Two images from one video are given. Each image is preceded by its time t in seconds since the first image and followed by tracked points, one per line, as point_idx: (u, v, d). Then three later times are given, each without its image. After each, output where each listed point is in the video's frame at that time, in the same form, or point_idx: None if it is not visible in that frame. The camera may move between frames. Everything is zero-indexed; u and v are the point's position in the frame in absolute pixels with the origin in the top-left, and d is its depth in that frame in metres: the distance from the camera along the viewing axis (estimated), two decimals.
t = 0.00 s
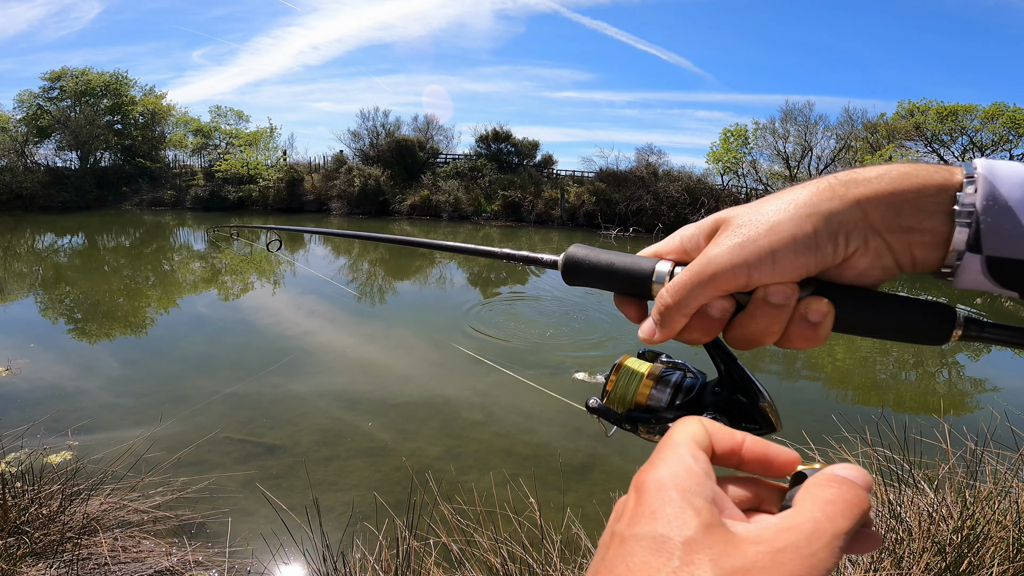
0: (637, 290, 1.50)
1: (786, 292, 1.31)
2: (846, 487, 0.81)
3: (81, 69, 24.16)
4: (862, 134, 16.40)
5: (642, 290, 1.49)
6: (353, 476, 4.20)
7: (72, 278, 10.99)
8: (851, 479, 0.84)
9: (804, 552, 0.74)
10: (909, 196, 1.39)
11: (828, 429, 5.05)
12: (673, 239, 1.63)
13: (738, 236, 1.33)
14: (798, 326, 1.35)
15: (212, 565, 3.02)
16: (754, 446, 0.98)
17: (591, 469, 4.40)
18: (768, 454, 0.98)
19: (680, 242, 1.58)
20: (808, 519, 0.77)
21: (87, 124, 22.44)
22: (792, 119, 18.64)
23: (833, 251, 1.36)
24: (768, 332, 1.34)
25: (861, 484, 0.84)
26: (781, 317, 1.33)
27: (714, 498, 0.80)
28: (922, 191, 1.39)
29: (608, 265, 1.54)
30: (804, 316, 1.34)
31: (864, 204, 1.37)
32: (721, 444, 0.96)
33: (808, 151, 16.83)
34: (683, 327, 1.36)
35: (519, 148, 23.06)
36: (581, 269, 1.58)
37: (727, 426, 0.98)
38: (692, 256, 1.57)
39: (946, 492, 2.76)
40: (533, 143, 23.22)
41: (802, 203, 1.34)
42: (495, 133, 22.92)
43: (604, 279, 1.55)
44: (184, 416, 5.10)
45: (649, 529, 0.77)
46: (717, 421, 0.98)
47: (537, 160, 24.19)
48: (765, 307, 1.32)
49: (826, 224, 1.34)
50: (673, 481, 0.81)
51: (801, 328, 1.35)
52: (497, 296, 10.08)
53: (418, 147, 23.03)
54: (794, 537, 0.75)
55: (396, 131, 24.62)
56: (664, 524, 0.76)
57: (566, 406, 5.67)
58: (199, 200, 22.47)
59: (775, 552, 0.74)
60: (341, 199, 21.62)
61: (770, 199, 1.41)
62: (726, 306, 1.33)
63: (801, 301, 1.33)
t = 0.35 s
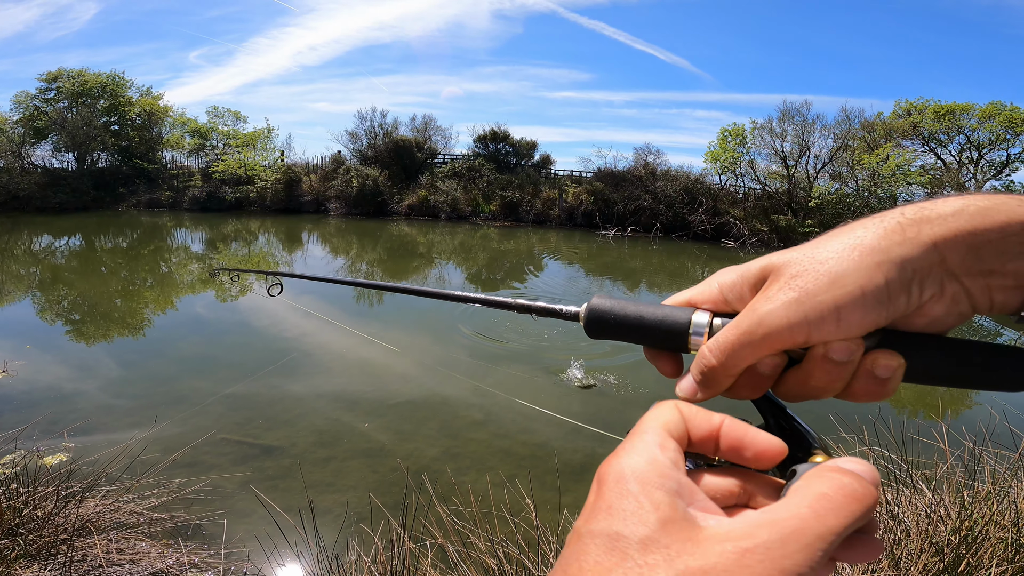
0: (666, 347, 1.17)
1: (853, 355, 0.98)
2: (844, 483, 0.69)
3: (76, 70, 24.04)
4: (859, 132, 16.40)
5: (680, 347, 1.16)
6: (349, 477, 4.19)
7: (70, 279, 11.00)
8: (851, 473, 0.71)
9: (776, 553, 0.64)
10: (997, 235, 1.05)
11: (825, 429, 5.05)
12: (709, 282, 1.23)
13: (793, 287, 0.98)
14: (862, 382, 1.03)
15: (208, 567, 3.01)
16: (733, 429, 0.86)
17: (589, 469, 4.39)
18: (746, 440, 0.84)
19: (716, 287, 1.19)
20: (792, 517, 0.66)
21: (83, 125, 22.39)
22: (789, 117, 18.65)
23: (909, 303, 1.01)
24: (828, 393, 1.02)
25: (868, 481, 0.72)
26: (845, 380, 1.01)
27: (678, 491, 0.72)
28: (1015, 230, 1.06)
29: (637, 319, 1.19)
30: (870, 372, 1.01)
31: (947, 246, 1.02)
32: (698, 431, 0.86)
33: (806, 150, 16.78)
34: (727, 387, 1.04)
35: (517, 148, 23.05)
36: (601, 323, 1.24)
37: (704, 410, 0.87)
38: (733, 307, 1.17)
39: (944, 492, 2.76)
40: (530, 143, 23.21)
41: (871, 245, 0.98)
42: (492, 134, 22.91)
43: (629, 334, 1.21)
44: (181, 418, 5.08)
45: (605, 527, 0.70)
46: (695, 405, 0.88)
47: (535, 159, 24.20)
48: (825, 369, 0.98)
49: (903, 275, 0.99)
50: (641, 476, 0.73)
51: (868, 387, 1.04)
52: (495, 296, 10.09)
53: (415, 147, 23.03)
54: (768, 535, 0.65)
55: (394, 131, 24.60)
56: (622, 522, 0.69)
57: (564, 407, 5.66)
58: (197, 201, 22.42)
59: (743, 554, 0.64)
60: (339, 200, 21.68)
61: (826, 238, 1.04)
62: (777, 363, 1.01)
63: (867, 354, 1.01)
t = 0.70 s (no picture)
0: (659, 338, 1.17)
1: (859, 344, 0.99)
2: (824, 481, 0.69)
3: (74, 71, 23.94)
4: (857, 132, 16.40)
5: (671, 338, 1.16)
6: (349, 478, 4.19)
7: (69, 280, 11.00)
8: (831, 470, 0.71)
9: (752, 554, 0.64)
10: (1014, 217, 1.04)
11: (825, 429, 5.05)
12: (700, 269, 1.24)
13: (798, 275, 0.98)
14: (870, 372, 1.03)
15: (210, 568, 3.01)
16: (714, 422, 0.88)
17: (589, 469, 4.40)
18: (724, 436, 0.86)
19: (709, 273, 1.20)
20: (767, 516, 0.66)
21: (82, 126, 22.37)
22: (788, 117, 18.65)
23: (920, 288, 1.01)
24: (832, 385, 1.03)
25: (848, 478, 0.73)
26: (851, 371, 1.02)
27: (653, 490, 0.72)
28: None
29: (624, 308, 1.18)
30: (879, 362, 1.02)
31: (958, 229, 1.02)
32: (679, 423, 0.88)
33: (805, 149, 16.80)
34: (730, 381, 1.05)
35: (515, 148, 23.05)
36: (589, 314, 1.23)
37: (684, 403, 0.89)
38: (725, 294, 1.19)
39: (945, 493, 2.76)
40: (529, 143, 23.20)
41: (881, 229, 0.98)
42: (491, 134, 22.91)
43: (619, 326, 1.21)
44: (181, 419, 5.08)
45: (577, 527, 0.70)
46: (675, 398, 0.90)
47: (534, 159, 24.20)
48: (832, 356, 1.00)
49: (914, 259, 0.99)
50: (618, 473, 0.74)
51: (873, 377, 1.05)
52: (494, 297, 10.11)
53: (414, 147, 23.01)
54: (744, 536, 0.65)
55: (393, 131, 24.58)
56: (595, 521, 0.69)
57: (563, 408, 5.66)
58: (195, 202, 22.42)
59: (718, 555, 0.64)
60: (338, 201, 21.70)
61: (833, 220, 1.04)
62: (778, 355, 1.02)
63: (875, 344, 1.02)
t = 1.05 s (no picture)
0: (648, 335, 1.19)
1: (857, 339, 1.01)
2: (702, 475, 0.82)
3: (69, 73, 23.78)
4: (852, 132, 16.44)
5: (660, 336, 1.18)
6: (349, 480, 4.19)
7: (64, 284, 10.92)
8: (709, 464, 0.84)
9: (631, 545, 0.77)
10: (1011, 210, 1.06)
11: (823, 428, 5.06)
12: (692, 266, 1.25)
13: (795, 270, 0.99)
14: (868, 369, 1.06)
15: (210, 570, 3.01)
16: (617, 420, 1.09)
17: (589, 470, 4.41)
18: (624, 432, 1.08)
19: (703, 268, 1.21)
20: (647, 508, 0.79)
21: (77, 128, 22.23)
22: (783, 117, 18.70)
23: (919, 282, 1.03)
24: (829, 382, 1.05)
25: (729, 472, 0.85)
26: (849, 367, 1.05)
27: (553, 487, 0.89)
28: None
29: (611, 306, 1.20)
30: (876, 359, 1.04)
31: (957, 222, 1.04)
32: (586, 422, 1.09)
33: (800, 149, 16.88)
34: (725, 379, 1.07)
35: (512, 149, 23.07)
36: (577, 312, 1.24)
37: (588, 406, 1.10)
38: (719, 291, 1.20)
39: (944, 490, 2.78)
40: (526, 144, 23.22)
41: (879, 222, 0.99)
42: (488, 135, 22.90)
43: (606, 325, 1.22)
44: (179, 422, 5.07)
45: (485, 523, 0.86)
46: (585, 400, 1.11)
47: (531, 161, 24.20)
48: (829, 355, 1.02)
49: (914, 253, 1.00)
50: (523, 475, 0.90)
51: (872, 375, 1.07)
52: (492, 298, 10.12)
53: (411, 149, 22.98)
54: (626, 529, 0.78)
55: (389, 133, 24.56)
56: (499, 517, 0.85)
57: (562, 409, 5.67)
58: (191, 205, 22.31)
59: (602, 545, 0.78)
60: (335, 203, 21.63)
61: (832, 214, 1.05)
62: (775, 353, 1.04)
63: (873, 342, 1.04)
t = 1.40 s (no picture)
0: (652, 337, 1.22)
1: (857, 345, 1.02)
2: (656, 482, 0.88)
3: (65, 74, 23.68)
4: (848, 132, 16.52)
5: (665, 339, 1.22)
6: (348, 481, 4.19)
7: (61, 286, 10.88)
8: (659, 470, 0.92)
9: (592, 544, 0.82)
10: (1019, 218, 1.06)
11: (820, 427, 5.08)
12: (699, 269, 1.28)
13: (799, 276, 1.00)
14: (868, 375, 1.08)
15: (210, 571, 3.01)
16: (588, 429, 1.19)
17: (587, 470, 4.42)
18: (595, 439, 1.18)
19: (708, 273, 1.24)
20: (606, 510, 0.85)
21: (73, 129, 22.17)
22: (780, 117, 18.76)
23: (924, 289, 1.03)
24: (828, 388, 1.07)
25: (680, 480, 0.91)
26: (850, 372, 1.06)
27: (523, 493, 0.94)
28: None
29: (619, 308, 1.24)
30: (878, 367, 1.07)
31: (965, 230, 1.04)
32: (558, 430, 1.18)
33: (797, 149, 16.94)
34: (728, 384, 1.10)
35: (509, 150, 23.10)
36: (584, 313, 1.28)
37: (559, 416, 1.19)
38: (724, 295, 1.23)
39: (941, 489, 2.79)
40: (524, 145, 23.25)
41: (885, 229, 1.00)
42: (486, 136, 22.93)
43: (612, 326, 1.26)
44: (177, 424, 5.06)
45: (461, 525, 0.91)
46: (557, 412, 1.20)
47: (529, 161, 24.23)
48: (830, 361, 1.04)
49: (920, 259, 1.00)
50: (497, 480, 0.96)
51: (872, 381, 1.10)
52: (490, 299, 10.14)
53: (408, 150, 22.96)
54: (587, 530, 0.84)
55: (386, 134, 24.57)
56: (474, 521, 0.90)
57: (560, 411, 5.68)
58: (188, 206, 22.24)
59: (567, 546, 0.83)
60: (332, 204, 21.58)
61: (838, 222, 1.05)
62: (777, 358, 1.06)
63: (875, 350, 1.06)
